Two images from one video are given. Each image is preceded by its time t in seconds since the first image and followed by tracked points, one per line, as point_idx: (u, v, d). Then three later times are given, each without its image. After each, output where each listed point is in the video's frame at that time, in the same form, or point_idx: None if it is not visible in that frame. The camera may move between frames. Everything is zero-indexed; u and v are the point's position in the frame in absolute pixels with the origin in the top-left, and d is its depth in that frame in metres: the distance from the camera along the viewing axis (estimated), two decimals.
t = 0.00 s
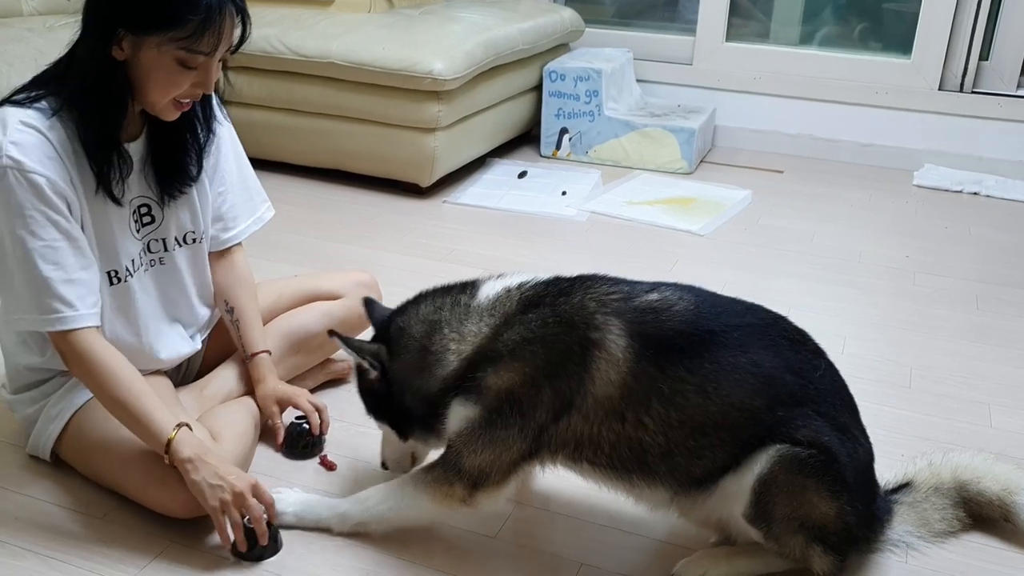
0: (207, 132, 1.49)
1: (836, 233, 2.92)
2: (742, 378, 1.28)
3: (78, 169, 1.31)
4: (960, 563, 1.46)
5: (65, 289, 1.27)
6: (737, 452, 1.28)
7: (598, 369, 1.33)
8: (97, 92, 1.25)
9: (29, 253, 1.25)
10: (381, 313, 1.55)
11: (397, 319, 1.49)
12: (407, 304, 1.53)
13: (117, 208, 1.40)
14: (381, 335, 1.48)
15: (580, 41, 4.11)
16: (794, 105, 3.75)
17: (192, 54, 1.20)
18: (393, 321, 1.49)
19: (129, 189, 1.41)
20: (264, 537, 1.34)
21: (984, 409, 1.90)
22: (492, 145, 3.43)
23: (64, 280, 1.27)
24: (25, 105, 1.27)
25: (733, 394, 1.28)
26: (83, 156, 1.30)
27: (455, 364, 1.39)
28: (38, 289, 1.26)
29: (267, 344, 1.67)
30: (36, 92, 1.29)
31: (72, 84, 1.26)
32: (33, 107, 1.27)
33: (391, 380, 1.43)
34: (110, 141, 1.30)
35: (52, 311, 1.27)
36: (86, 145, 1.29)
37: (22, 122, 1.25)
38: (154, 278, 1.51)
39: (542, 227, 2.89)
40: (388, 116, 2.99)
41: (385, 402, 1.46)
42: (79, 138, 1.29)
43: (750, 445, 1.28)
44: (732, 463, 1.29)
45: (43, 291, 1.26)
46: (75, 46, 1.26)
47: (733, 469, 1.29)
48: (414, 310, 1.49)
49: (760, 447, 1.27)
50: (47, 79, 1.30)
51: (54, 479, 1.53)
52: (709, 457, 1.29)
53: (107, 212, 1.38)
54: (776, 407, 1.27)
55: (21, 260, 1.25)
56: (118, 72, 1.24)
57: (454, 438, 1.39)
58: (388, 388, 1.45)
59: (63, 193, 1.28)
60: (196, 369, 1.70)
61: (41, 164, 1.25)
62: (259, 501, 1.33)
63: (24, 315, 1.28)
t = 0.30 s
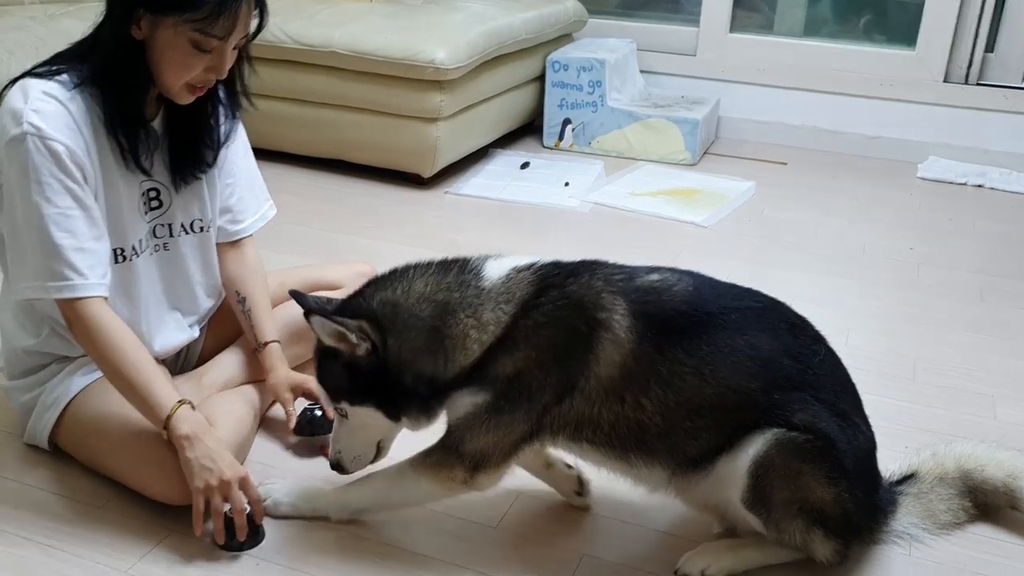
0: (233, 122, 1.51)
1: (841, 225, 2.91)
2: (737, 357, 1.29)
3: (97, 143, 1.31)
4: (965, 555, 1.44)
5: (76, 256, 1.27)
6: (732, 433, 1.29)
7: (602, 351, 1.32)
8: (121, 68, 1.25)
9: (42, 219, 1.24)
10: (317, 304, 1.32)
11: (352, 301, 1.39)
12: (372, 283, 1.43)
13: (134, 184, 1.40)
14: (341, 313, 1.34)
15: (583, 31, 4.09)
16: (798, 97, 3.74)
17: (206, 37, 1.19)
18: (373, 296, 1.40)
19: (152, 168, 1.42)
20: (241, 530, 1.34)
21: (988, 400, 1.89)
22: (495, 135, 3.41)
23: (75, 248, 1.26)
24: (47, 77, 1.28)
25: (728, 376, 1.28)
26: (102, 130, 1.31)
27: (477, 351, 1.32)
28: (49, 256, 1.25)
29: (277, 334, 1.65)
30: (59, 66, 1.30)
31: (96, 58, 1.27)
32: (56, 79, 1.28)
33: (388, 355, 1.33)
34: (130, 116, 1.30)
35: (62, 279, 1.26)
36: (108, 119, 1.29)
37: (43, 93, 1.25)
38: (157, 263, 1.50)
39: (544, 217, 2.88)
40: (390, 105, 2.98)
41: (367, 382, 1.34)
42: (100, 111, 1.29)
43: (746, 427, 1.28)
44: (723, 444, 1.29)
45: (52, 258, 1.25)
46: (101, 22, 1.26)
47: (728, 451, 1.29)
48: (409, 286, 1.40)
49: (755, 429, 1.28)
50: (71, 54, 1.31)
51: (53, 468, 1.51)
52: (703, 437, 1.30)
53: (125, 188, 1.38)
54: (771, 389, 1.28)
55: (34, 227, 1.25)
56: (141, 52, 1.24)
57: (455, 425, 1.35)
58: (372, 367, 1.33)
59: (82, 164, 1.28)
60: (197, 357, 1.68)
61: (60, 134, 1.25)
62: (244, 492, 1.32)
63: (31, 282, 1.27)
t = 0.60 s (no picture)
0: (244, 113, 1.49)
1: (845, 214, 2.91)
2: (732, 332, 1.30)
3: (99, 126, 1.31)
4: (971, 544, 1.44)
5: (61, 240, 1.27)
6: (730, 412, 1.28)
7: (603, 329, 1.32)
8: (127, 51, 1.25)
9: (31, 200, 1.25)
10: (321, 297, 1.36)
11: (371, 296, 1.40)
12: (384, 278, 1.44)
13: (138, 171, 1.40)
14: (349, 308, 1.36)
15: (588, 19, 4.08)
16: (802, 87, 3.73)
17: (215, 21, 1.18)
18: (378, 294, 1.40)
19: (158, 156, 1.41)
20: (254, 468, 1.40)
21: (991, 390, 1.89)
22: (498, 123, 3.40)
23: (59, 231, 1.27)
24: (53, 56, 1.28)
25: (721, 350, 1.29)
26: (105, 113, 1.31)
27: (487, 343, 1.32)
28: (36, 237, 1.25)
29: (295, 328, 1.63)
30: (66, 47, 1.30)
31: (104, 39, 1.27)
32: (61, 60, 1.28)
33: (397, 360, 1.31)
34: (134, 100, 1.29)
35: (46, 261, 1.26)
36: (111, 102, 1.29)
37: (47, 72, 1.26)
38: (161, 251, 1.49)
39: (548, 206, 2.87)
40: (394, 92, 2.97)
41: (369, 387, 1.31)
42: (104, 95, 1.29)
43: (745, 407, 1.28)
44: (722, 425, 1.29)
45: (38, 239, 1.26)
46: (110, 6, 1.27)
47: (729, 433, 1.29)
48: (412, 280, 1.41)
49: (753, 409, 1.27)
50: (81, 36, 1.32)
51: (56, 452, 1.50)
52: (702, 417, 1.29)
53: (128, 173, 1.38)
54: (765, 366, 1.28)
55: (21, 206, 1.25)
56: (148, 37, 1.24)
57: (459, 416, 1.34)
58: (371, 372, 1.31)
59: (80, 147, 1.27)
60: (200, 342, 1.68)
61: (60, 114, 1.25)
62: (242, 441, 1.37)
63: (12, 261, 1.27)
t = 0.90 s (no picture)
0: (247, 107, 1.50)
1: (847, 208, 2.91)
2: (720, 330, 1.31)
3: (101, 119, 1.31)
4: (972, 538, 1.45)
5: (59, 234, 1.28)
6: (726, 407, 1.29)
7: (596, 334, 1.33)
8: (130, 44, 1.25)
9: (29, 193, 1.25)
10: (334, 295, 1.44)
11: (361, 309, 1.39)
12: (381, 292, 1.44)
13: (139, 165, 1.40)
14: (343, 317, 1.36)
15: (590, 12, 4.07)
16: (805, 80, 3.72)
17: (215, 14, 1.19)
18: (370, 306, 1.40)
19: (160, 149, 1.41)
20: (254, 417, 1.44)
21: (990, 384, 1.89)
22: (500, 115, 3.40)
23: (58, 226, 1.27)
24: (55, 49, 1.28)
25: (710, 348, 1.30)
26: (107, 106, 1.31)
27: (475, 354, 1.32)
28: (34, 231, 1.26)
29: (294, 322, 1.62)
30: (68, 39, 1.31)
31: (105, 32, 1.27)
32: (63, 52, 1.28)
33: (381, 376, 1.31)
34: (135, 93, 1.29)
35: (44, 255, 1.27)
36: (114, 95, 1.30)
37: (48, 64, 1.26)
38: (162, 243, 1.50)
39: (549, 199, 2.87)
40: (396, 84, 2.96)
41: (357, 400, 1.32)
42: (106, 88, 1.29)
43: (738, 399, 1.28)
44: (718, 422, 1.29)
45: (36, 233, 1.26)
46: None
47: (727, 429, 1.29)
48: (404, 296, 1.40)
49: (746, 401, 1.28)
50: (83, 28, 1.32)
51: (57, 443, 1.51)
52: (698, 416, 1.30)
53: (130, 167, 1.38)
54: (754, 361, 1.29)
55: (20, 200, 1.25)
56: (150, 31, 1.24)
57: (452, 424, 1.34)
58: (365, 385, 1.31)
59: (79, 140, 1.27)
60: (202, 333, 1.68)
61: (60, 107, 1.25)
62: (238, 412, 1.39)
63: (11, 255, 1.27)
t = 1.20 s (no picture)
0: (249, 108, 1.51)
1: (847, 205, 2.91)
2: (725, 349, 1.29)
3: (108, 125, 1.31)
4: (971, 534, 1.45)
5: (79, 241, 1.30)
6: (733, 427, 1.29)
7: (598, 359, 1.31)
8: (130, 51, 1.25)
9: (46, 205, 1.27)
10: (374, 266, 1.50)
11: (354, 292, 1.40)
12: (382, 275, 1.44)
13: (147, 165, 1.40)
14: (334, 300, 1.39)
15: (591, 9, 4.07)
16: (806, 77, 3.72)
17: (213, 22, 1.19)
18: (369, 285, 1.41)
19: (161, 150, 1.42)
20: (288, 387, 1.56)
21: (990, 381, 1.90)
22: (500, 112, 3.40)
23: (74, 232, 1.30)
24: (57, 55, 1.27)
25: (715, 368, 1.28)
26: (113, 113, 1.31)
27: (470, 370, 1.31)
28: (54, 240, 1.28)
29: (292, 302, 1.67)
30: (68, 44, 1.30)
31: (105, 39, 1.26)
32: (65, 58, 1.28)
33: (355, 354, 1.34)
34: (140, 101, 1.30)
35: (65, 262, 1.30)
36: (117, 101, 1.29)
37: (53, 73, 1.25)
38: (169, 237, 1.50)
39: (550, 196, 2.87)
40: (396, 81, 2.96)
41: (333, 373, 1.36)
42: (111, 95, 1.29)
43: (742, 405, 1.28)
44: (727, 435, 1.29)
45: (55, 243, 1.29)
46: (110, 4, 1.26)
47: (733, 442, 1.30)
48: (406, 291, 1.39)
49: (754, 400, 1.28)
50: (84, 31, 1.31)
51: (59, 440, 1.51)
52: (703, 433, 1.30)
53: (139, 171, 1.38)
54: (760, 370, 1.28)
55: (37, 212, 1.27)
56: (148, 37, 1.25)
57: (450, 441, 1.34)
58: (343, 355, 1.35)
59: (93, 148, 1.29)
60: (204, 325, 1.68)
61: (70, 118, 1.25)
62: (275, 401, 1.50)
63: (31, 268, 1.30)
